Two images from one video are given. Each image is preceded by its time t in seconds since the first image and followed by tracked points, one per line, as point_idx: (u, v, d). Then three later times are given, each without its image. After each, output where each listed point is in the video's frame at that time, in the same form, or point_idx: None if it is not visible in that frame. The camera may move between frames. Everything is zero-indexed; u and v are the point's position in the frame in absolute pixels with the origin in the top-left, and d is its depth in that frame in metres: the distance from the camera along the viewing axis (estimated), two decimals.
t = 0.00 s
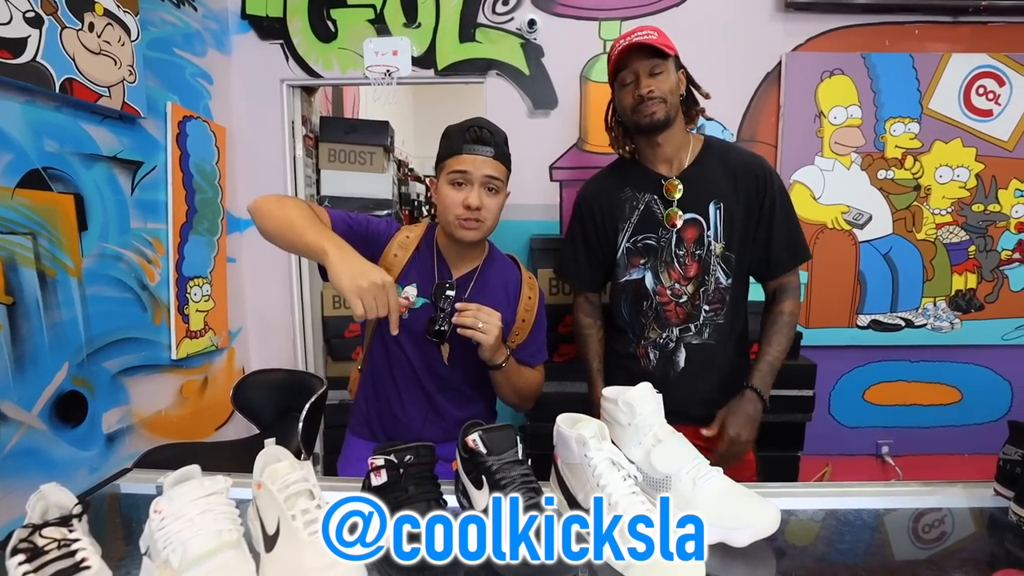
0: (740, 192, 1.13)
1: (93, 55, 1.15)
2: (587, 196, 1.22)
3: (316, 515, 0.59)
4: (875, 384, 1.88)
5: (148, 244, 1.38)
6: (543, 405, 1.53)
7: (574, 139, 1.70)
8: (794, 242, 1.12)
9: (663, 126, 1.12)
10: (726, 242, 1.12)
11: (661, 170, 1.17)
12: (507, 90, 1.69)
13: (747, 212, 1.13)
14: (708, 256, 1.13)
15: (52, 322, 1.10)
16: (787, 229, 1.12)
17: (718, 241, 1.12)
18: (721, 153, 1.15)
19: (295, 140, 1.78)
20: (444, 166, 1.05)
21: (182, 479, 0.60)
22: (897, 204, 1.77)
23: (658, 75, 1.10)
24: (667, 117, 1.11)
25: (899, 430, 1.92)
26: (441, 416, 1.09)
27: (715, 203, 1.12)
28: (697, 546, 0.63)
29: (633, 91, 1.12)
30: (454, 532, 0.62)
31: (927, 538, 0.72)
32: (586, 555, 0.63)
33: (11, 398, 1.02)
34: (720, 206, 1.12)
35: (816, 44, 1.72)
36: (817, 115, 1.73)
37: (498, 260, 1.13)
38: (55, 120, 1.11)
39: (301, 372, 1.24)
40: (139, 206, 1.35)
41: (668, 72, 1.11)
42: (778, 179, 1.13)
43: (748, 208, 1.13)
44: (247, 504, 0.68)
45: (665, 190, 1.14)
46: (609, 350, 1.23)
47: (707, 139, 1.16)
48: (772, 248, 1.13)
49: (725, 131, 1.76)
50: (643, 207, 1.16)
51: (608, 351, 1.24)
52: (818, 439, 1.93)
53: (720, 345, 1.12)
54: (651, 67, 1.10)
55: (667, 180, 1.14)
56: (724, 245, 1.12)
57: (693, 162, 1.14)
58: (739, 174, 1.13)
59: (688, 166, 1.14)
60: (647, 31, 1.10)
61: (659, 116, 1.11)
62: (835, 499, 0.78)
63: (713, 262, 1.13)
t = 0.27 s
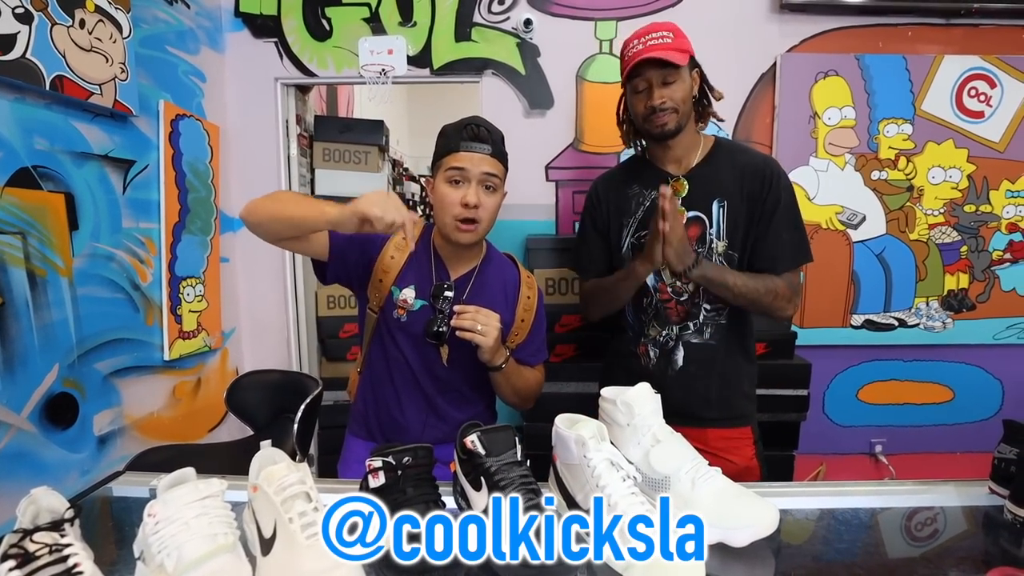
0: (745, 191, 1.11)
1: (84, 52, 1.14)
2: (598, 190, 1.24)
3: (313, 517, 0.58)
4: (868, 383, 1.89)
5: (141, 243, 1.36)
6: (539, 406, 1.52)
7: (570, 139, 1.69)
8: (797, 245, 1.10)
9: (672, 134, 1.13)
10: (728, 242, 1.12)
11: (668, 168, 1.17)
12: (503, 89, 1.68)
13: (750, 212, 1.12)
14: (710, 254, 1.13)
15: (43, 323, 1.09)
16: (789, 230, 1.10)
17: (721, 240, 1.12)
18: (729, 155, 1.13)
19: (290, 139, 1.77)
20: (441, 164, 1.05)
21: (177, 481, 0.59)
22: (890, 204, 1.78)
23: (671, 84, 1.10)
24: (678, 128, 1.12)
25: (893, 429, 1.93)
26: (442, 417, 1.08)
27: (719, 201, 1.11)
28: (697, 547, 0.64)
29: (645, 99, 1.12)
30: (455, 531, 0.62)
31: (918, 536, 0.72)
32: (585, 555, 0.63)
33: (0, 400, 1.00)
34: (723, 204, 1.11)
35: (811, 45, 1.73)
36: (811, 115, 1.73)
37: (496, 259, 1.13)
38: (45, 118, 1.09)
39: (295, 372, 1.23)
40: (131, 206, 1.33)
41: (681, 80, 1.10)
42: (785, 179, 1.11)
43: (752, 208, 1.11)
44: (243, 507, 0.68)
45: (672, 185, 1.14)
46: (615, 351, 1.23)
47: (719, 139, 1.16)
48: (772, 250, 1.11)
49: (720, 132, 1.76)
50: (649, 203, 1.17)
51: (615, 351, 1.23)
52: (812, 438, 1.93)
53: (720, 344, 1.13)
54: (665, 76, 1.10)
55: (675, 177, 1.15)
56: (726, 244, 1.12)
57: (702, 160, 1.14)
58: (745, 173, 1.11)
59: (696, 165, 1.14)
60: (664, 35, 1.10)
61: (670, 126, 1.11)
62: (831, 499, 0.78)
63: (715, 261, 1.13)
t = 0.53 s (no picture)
0: (751, 188, 1.11)
1: (75, 49, 1.12)
2: (608, 191, 1.27)
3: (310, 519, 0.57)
4: (862, 382, 1.90)
5: (133, 243, 1.35)
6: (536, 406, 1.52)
7: (567, 139, 1.69)
8: (809, 238, 1.08)
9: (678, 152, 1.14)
10: (733, 242, 1.13)
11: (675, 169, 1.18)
12: (499, 89, 1.68)
13: (756, 210, 1.11)
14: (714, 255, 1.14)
15: (34, 323, 1.07)
16: (800, 225, 1.08)
17: (725, 241, 1.13)
18: (736, 151, 1.13)
19: (284, 138, 1.75)
20: (437, 162, 1.04)
21: (172, 484, 0.59)
22: (885, 204, 1.79)
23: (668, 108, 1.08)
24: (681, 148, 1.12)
25: (887, 427, 1.94)
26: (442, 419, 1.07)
27: (723, 201, 1.12)
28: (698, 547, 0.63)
29: (644, 126, 1.11)
30: (455, 531, 0.62)
31: (912, 534, 0.73)
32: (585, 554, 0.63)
33: None
34: (727, 204, 1.12)
35: (806, 45, 1.73)
36: (807, 115, 1.74)
37: (495, 258, 1.12)
38: (36, 117, 1.08)
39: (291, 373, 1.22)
40: (124, 205, 1.32)
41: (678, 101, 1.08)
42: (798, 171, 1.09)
43: (760, 205, 1.11)
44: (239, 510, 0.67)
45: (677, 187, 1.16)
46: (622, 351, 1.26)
47: (727, 137, 1.15)
48: (782, 246, 1.09)
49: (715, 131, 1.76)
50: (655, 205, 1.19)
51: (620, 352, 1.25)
52: (807, 437, 1.94)
53: (724, 347, 1.12)
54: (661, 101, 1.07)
55: (680, 178, 1.16)
56: (731, 244, 1.13)
57: (709, 159, 1.14)
58: (751, 169, 1.11)
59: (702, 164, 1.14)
60: (655, 55, 1.07)
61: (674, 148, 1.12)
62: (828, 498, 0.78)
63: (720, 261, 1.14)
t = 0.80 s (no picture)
0: (748, 196, 1.10)
1: (70, 47, 1.12)
2: (608, 200, 1.28)
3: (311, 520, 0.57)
4: (860, 381, 1.90)
5: (129, 243, 1.34)
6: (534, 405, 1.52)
7: (564, 138, 1.69)
8: (810, 246, 1.07)
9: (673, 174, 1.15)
10: (732, 251, 1.13)
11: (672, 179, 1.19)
12: (496, 87, 1.67)
13: (755, 218, 1.11)
14: (714, 264, 1.14)
15: (29, 323, 1.07)
16: (799, 232, 1.07)
17: (724, 250, 1.13)
18: (734, 152, 1.12)
19: (281, 137, 1.75)
20: (439, 154, 1.04)
21: (169, 485, 0.58)
22: (882, 203, 1.79)
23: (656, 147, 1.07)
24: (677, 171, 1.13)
25: (884, 426, 1.95)
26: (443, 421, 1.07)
27: (720, 211, 1.12)
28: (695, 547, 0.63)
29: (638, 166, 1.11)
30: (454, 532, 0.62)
31: (910, 532, 0.73)
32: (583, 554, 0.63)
33: None
34: (724, 214, 1.12)
35: (804, 44, 1.73)
36: (804, 114, 1.74)
37: (488, 253, 1.12)
38: (32, 116, 1.07)
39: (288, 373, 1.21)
40: (120, 204, 1.31)
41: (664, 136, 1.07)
42: (796, 175, 1.08)
43: (758, 213, 1.10)
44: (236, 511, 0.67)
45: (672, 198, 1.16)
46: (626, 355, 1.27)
47: (722, 136, 1.14)
48: (781, 254, 1.08)
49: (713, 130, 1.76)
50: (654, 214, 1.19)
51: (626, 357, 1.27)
52: (805, 436, 1.94)
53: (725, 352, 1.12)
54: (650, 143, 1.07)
55: (675, 188, 1.16)
56: (730, 253, 1.13)
57: (703, 166, 1.13)
58: (748, 175, 1.10)
59: (698, 171, 1.14)
60: (632, 99, 1.05)
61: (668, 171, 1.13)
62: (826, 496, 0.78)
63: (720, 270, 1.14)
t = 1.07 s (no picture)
0: (743, 198, 1.11)
1: (67, 48, 1.11)
2: (602, 202, 1.27)
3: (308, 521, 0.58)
4: (856, 381, 1.91)
5: (125, 244, 1.34)
6: (531, 406, 1.52)
7: (562, 138, 1.69)
8: (806, 247, 1.07)
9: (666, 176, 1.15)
10: (728, 253, 1.13)
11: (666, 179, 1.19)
12: (494, 88, 1.67)
13: (750, 219, 1.11)
14: (709, 266, 1.15)
15: (24, 325, 1.06)
16: (795, 233, 1.07)
17: (719, 252, 1.14)
18: (728, 154, 1.12)
19: (278, 138, 1.74)
20: (433, 150, 1.04)
21: (164, 487, 0.58)
22: (879, 204, 1.79)
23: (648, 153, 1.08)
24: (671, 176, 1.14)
25: (881, 426, 1.95)
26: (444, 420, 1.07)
27: (715, 213, 1.12)
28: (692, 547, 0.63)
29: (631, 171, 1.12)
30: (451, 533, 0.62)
31: (908, 533, 0.73)
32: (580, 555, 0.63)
33: None
34: (719, 216, 1.12)
35: (800, 45, 1.74)
36: (801, 115, 1.74)
37: (484, 252, 1.13)
38: (28, 117, 1.07)
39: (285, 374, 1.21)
40: (116, 205, 1.31)
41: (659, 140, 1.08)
42: (790, 177, 1.08)
43: (753, 215, 1.11)
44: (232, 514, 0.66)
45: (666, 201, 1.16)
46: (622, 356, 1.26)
47: (716, 135, 1.14)
48: (777, 257, 1.08)
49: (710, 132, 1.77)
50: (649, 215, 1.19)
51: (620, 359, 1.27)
52: (802, 436, 1.95)
53: (719, 354, 1.12)
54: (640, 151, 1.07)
55: (670, 190, 1.16)
56: (726, 255, 1.13)
57: (698, 168, 1.13)
58: (742, 177, 1.10)
59: (693, 173, 1.14)
60: (622, 105, 1.05)
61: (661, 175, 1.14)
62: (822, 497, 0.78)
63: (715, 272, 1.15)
